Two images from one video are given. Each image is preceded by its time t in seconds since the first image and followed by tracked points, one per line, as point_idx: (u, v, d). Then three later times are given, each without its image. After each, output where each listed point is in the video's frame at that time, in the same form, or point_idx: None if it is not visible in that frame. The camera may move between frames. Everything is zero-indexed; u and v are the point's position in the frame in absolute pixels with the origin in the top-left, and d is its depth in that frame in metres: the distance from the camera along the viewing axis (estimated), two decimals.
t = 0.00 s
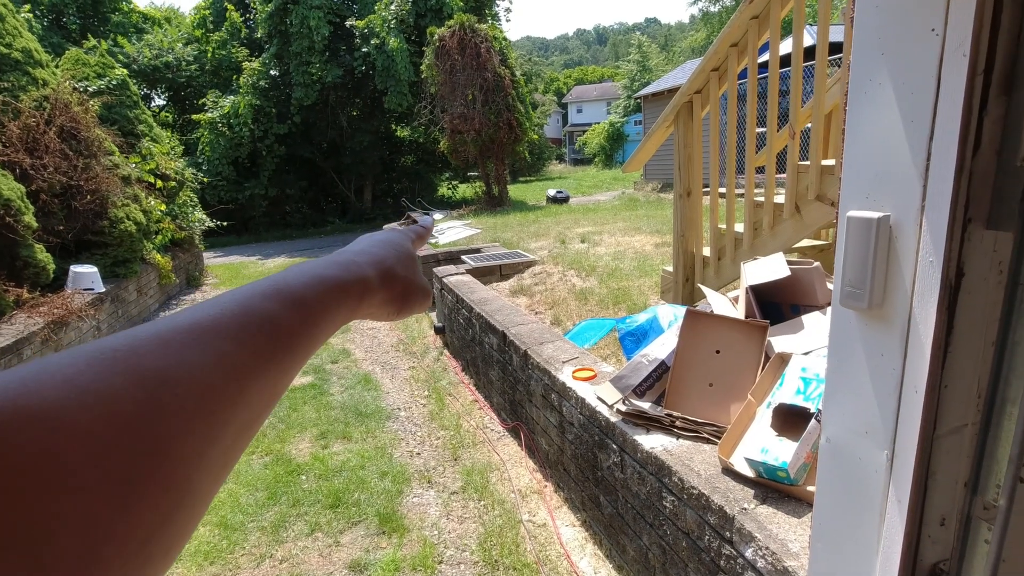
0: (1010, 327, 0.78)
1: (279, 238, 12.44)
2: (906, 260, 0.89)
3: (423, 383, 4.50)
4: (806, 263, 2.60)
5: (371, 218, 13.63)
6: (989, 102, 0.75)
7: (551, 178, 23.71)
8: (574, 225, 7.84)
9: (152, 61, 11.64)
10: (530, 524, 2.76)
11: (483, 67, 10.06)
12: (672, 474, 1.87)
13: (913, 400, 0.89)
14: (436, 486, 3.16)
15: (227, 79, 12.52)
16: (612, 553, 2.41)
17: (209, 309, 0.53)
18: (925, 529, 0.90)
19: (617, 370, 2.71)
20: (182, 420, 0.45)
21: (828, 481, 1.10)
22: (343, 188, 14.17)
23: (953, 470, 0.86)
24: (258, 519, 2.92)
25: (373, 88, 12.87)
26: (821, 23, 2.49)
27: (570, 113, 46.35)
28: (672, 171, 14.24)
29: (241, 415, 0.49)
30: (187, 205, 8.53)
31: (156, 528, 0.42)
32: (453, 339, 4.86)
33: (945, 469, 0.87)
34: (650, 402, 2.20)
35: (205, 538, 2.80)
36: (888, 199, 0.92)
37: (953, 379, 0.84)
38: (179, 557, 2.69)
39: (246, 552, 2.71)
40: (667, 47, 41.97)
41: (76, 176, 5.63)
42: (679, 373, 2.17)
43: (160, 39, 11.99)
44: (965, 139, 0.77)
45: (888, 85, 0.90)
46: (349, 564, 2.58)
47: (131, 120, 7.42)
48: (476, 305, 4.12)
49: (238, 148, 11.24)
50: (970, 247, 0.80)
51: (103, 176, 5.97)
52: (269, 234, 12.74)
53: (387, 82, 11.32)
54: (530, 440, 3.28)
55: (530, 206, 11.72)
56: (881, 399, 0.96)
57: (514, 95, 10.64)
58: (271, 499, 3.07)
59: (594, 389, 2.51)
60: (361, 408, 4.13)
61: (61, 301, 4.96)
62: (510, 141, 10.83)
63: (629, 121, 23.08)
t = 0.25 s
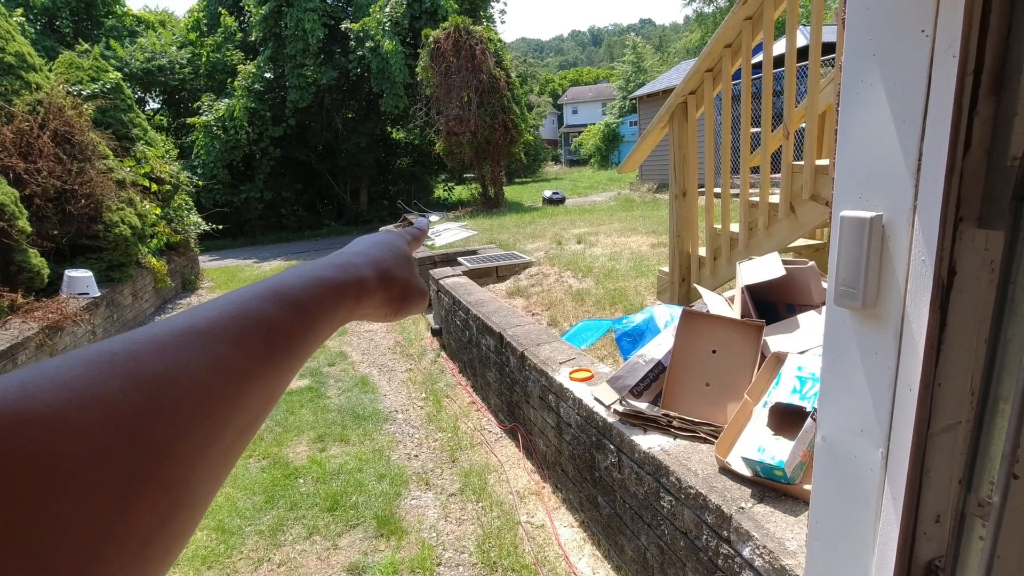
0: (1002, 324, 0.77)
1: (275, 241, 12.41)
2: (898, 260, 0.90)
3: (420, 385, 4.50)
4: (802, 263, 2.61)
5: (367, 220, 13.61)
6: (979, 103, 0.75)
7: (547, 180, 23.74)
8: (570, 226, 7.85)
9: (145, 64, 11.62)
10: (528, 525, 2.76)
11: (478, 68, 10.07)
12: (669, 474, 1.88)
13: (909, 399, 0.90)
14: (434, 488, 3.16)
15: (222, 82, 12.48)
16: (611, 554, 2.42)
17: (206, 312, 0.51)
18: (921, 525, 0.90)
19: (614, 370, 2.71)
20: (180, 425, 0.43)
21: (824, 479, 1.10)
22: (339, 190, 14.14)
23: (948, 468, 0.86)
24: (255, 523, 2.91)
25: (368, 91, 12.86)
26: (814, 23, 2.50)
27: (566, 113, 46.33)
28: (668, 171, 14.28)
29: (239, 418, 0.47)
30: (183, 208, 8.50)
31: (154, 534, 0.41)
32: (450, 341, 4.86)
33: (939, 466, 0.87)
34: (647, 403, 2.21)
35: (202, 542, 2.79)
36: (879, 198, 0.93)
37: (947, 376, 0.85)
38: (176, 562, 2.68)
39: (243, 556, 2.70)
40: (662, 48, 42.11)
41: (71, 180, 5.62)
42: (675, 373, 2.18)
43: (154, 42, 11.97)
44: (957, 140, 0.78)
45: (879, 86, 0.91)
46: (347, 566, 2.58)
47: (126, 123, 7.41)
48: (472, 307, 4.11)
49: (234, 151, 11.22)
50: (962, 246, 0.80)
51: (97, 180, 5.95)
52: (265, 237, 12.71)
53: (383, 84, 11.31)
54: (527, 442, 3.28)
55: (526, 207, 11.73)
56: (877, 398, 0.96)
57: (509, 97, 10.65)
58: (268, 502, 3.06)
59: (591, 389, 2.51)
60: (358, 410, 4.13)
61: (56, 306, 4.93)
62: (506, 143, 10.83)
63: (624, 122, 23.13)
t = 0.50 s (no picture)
0: (1002, 322, 0.77)
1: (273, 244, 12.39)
2: (896, 259, 0.90)
3: (420, 387, 4.50)
4: (801, 262, 2.61)
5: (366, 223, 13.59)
6: (977, 102, 0.75)
7: (545, 181, 23.76)
8: (569, 227, 7.85)
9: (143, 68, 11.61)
10: (528, 527, 2.75)
11: (476, 70, 10.08)
12: (670, 475, 1.87)
13: (910, 399, 0.90)
14: (434, 490, 3.15)
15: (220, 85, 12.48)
16: (611, 555, 2.41)
17: (198, 319, 0.50)
18: (922, 525, 0.90)
19: (613, 371, 2.71)
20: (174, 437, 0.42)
21: (825, 479, 1.10)
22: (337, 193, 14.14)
23: (949, 467, 0.86)
24: (255, 527, 2.90)
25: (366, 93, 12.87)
26: (811, 23, 2.50)
27: (563, 115, 46.38)
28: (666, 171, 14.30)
29: (233, 427, 0.46)
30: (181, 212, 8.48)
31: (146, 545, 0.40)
32: (450, 343, 4.85)
33: (940, 465, 0.87)
34: (647, 404, 2.20)
35: (202, 547, 2.78)
36: (877, 198, 0.93)
37: (947, 375, 0.84)
38: (175, 567, 2.67)
39: (243, 560, 2.69)
40: (659, 49, 42.19)
41: (69, 184, 5.61)
42: (675, 374, 2.18)
43: (151, 46, 11.96)
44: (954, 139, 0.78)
45: (877, 84, 0.91)
46: (347, 570, 2.57)
47: (123, 127, 7.40)
48: (472, 309, 4.11)
49: (232, 154, 11.21)
50: (961, 245, 0.80)
51: (95, 184, 5.94)
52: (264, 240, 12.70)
53: (380, 86, 11.31)
54: (527, 443, 3.28)
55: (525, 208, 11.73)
56: (877, 398, 0.96)
57: (507, 98, 10.65)
58: (268, 506, 3.05)
59: (591, 391, 2.51)
60: (358, 413, 4.12)
61: (54, 310, 4.92)
62: (504, 144, 10.84)
63: (621, 123, 23.16)
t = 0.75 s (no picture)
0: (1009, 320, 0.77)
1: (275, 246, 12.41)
2: (901, 258, 0.89)
3: (422, 389, 4.49)
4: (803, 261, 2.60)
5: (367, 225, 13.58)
6: (982, 100, 0.75)
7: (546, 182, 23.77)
8: (571, 228, 7.85)
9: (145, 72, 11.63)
10: (531, 529, 2.75)
11: (476, 71, 10.08)
12: (673, 476, 1.87)
13: (915, 398, 0.89)
14: (437, 492, 3.14)
15: (221, 88, 12.50)
16: (615, 557, 2.41)
17: (192, 326, 0.50)
18: (928, 525, 0.89)
19: (616, 372, 2.70)
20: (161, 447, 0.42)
21: (830, 479, 1.09)
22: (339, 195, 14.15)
23: (955, 467, 0.85)
24: (258, 530, 2.90)
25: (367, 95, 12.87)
26: (812, 22, 2.49)
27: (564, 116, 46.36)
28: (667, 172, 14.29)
29: (227, 432, 0.46)
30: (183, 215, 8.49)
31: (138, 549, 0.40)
32: (452, 345, 4.84)
33: (946, 464, 0.86)
34: (650, 405, 2.20)
35: (205, 550, 2.78)
36: (881, 196, 0.92)
37: (953, 374, 0.84)
38: (178, 570, 2.66)
39: (246, 563, 2.69)
40: (659, 49, 42.20)
41: (71, 188, 5.63)
42: (678, 374, 2.17)
43: (152, 50, 11.98)
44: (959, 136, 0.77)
45: (880, 83, 0.90)
46: (350, 572, 2.56)
47: (126, 131, 7.41)
48: (474, 310, 4.10)
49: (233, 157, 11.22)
50: (966, 243, 0.79)
51: (97, 188, 5.95)
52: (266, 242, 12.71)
53: (381, 88, 11.32)
54: (530, 445, 3.27)
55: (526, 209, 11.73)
56: (882, 397, 0.95)
57: (508, 99, 10.64)
58: (271, 509, 3.05)
59: (594, 392, 2.50)
60: (360, 415, 4.12)
61: (57, 313, 4.92)
62: (505, 146, 10.83)
63: (623, 123, 23.15)
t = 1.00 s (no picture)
0: (1016, 321, 0.77)
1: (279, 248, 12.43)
2: (907, 256, 0.89)
3: (425, 390, 4.49)
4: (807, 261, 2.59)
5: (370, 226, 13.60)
6: (989, 97, 0.74)
7: (549, 183, 23.75)
8: (574, 229, 7.83)
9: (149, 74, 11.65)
10: (535, 530, 2.74)
11: (479, 73, 10.09)
12: (678, 477, 1.85)
13: (921, 398, 0.88)
14: (441, 493, 3.14)
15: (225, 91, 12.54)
16: (619, 558, 2.40)
17: (172, 338, 0.52)
18: (936, 527, 0.88)
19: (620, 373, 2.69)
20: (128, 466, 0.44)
21: (835, 480, 1.09)
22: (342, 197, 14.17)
23: (963, 468, 0.85)
24: (262, 532, 2.90)
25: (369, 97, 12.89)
26: (815, 21, 2.48)
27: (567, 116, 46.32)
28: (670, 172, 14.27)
29: (199, 449, 0.48)
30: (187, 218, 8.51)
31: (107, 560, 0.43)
32: (455, 346, 4.83)
33: (953, 465, 0.86)
34: (654, 405, 2.19)
35: (209, 552, 2.78)
36: (887, 194, 0.92)
37: (959, 374, 0.83)
38: (182, 572, 2.66)
39: (250, 565, 2.69)
40: (662, 49, 42.19)
41: (75, 191, 5.64)
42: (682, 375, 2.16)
43: (156, 53, 12.01)
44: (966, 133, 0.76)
45: (885, 81, 0.89)
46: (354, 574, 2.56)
47: (130, 134, 7.44)
48: (477, 311, 4.10)
49: (237, 159, 11.25)
50: (974, 242, 0.79)
51: (102, 191, 5.97)
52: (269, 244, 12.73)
53: (383, 90, 11.33)
54: (534, 446, 3.26)
55: (529, 210, 11.72)
56: (887, 398, 0.95)
57: (510, 100, 10.64)
58: (275, 510, 3.05)
59: (597, 393, 2.50)
60: (364, 416, 4.12)
61: (61, 316, 4.92)
62: (508, 147, 10.83)
63: (625, 124, 23.13)
